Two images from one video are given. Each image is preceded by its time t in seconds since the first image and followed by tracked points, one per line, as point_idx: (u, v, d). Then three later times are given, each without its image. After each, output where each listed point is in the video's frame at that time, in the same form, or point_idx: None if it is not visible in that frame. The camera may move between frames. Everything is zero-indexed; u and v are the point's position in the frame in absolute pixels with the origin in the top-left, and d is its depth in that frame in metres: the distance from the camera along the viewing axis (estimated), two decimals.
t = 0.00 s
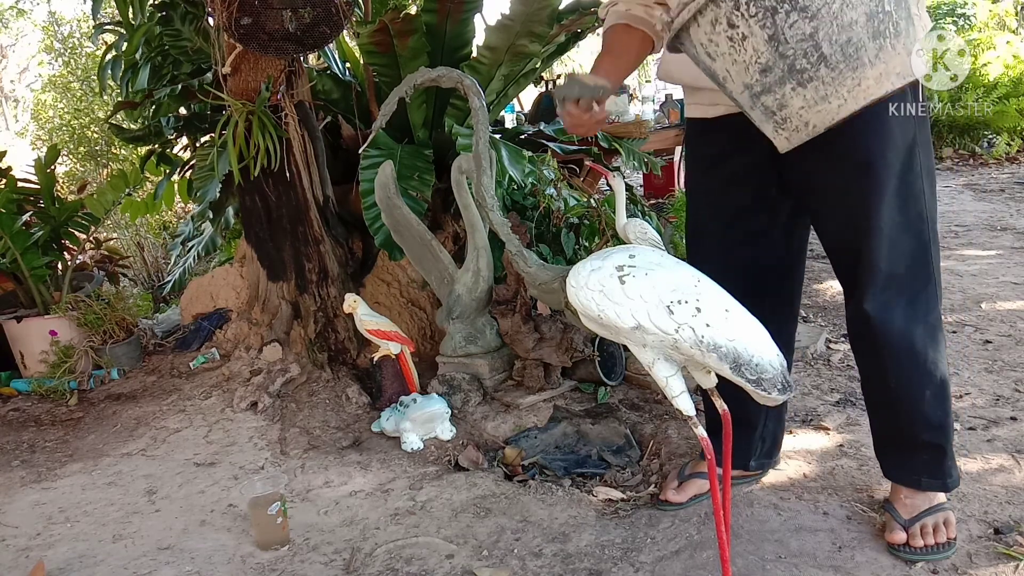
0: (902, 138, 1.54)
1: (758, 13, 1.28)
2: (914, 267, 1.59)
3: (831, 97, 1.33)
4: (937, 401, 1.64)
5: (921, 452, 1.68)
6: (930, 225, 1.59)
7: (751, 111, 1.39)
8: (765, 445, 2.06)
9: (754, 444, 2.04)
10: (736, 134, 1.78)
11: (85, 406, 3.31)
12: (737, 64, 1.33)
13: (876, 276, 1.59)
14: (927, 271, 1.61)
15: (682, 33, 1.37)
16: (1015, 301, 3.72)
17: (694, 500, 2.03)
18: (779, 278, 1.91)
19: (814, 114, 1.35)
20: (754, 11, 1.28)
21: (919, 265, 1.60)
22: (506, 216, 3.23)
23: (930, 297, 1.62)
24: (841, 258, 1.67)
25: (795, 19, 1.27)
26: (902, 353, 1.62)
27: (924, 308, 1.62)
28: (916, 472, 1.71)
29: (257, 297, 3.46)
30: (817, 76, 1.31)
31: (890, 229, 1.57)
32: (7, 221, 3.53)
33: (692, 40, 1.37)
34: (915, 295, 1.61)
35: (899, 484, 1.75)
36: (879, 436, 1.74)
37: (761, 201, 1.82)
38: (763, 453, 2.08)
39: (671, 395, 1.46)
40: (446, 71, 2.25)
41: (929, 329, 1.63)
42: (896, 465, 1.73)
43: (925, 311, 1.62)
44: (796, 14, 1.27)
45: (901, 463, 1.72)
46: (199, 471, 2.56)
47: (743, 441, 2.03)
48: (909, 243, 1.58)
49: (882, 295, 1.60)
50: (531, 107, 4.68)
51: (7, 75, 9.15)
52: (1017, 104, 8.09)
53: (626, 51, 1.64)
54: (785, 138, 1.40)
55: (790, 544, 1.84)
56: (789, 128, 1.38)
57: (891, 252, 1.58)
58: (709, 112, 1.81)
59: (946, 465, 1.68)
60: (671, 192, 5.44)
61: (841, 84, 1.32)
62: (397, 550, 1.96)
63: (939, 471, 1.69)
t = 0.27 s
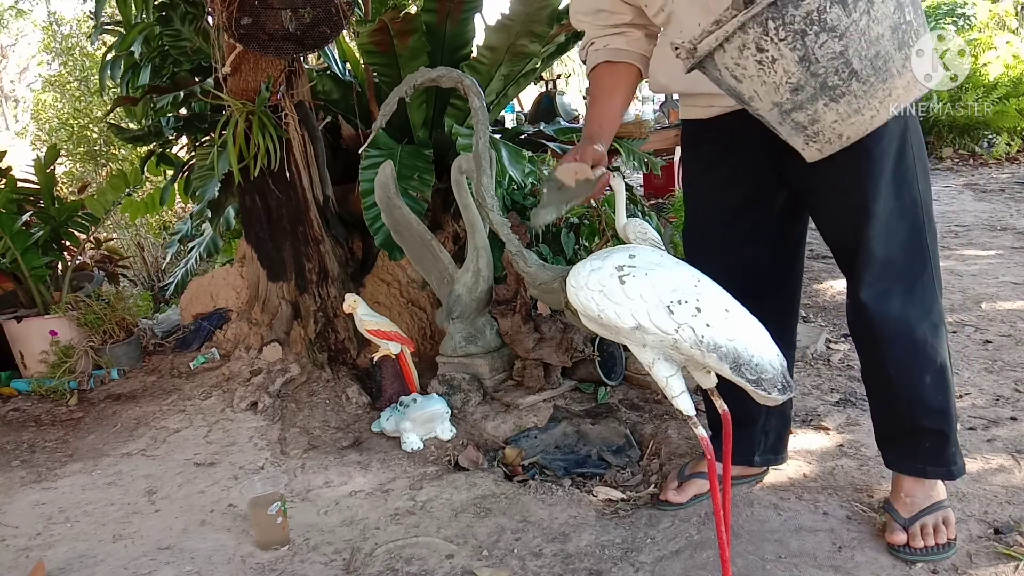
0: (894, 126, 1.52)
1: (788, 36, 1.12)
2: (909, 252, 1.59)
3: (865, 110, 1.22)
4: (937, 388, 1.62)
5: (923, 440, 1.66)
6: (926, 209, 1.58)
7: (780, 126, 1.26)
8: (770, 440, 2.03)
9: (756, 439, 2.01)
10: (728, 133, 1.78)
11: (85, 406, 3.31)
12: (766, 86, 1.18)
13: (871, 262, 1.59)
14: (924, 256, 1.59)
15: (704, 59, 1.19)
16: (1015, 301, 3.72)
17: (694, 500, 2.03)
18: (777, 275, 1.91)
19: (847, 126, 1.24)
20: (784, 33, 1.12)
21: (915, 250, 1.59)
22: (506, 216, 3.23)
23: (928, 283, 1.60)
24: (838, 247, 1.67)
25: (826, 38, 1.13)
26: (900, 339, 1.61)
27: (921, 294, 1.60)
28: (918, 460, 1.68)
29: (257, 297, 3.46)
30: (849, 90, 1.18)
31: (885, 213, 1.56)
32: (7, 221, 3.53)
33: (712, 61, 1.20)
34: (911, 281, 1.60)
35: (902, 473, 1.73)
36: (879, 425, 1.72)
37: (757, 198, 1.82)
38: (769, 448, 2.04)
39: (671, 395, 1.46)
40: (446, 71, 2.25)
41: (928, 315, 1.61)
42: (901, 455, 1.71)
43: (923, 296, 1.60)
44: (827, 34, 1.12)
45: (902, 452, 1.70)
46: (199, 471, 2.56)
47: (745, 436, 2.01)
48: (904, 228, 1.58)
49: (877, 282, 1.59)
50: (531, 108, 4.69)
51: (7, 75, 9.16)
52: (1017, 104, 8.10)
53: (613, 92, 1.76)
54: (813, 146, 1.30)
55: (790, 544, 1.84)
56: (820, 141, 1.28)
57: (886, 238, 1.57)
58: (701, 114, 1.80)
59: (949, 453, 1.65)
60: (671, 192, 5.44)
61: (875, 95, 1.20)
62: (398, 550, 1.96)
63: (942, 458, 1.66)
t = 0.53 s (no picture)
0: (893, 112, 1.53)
1: (823, 21, 1.14)
2: (910, 238, 1.58)
3: (900, 91, 1.23)
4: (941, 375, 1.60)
5: (928, 428, 1.63)
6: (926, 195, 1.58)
7: (812, 115, 1.27)
8: (772, 436, 2.03)
9: (757, 434, 2.02)
10: (724, 132, 1.78)
11: (85, 406, 3.31)
12: (799, 73, 1.19)
13: (870, 248, 1.58)
14: (925, 242, 1.58)
15: (733, 51, 1.19)
16: (1015, 301, 3.72)
17: (694, 500, 2.03)
18: (777, 273, 1.91)
19: (883, 108, 1.25)
20: (819, 19, 1.14)
21: (915, 236, 1.58)
22: (506, 216, 3.23)
23: (930, 269, 1.59)
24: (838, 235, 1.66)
25: (861, 22, 1.15)
26: (903, 325, 1.59)
27: (923, 279, 1.59)
28: (925, 449, 1.65)
29: (257, 297, 3.47)
30: (884, 73, 1.19)
31: (884, 198, 1.56)
32: (7, 221, 3.54)
33: (741, 55, 1.20)
34: (912, 266, 1.59)
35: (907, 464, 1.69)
36: (883, 416, 1.69)
37: (755, 194, 1.82)
38: (773, 445, 2.04)
39: (671, 395, 1.46)
40: (446, 71, 2.25)
41: (931, 301, 1.59)
42: (906, 446, 1.67)
43: (926, 282, 1.59)
44: (861, 17, 1.15)
45: (907, 441, 1.67)
46: (199, 471, 2.56)
47: (744, 431, 2.01)
48: (904, 214, 1.57)
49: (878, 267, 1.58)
50: (531, 108, 4.69)
51: (7, 75, 9.16)
52: (1017, 104, 8.10)
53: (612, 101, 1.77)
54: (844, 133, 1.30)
55: (790, 544, 1.84)
56: (853, 127, 1.28)
57: (886, 223, 1.57)
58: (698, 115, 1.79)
59: (955, 441, 1.62)
60: (671, 192, 5.44)
61: (909, 75, 1.21)
62: (398, 550, 1.96)
63: (949, 447, 1.62)
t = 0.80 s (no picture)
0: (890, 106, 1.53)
1: (833, 36, 1.12)
2: (909, 231, 1.58)
3: (914, 100, 1.20)
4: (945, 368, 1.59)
5: (934, 422, 1.61)
6: (925, 189, 1.58)
7: (824, 126, 1.25)
8: (774, 434, 2.02)
9: (759, 432, 2.01)
10: (722, 133, 1.79)
11: (85, 406, 3.31)
12: (811, 87, 1.18)
13: (870, 240, 1.59)
14: (925, 234, 1.59)
15: (744, 70, 1.18)
16: (1015, 301, 3.72)
17: (694, 501, 2.03)
18: (779, 273, 1.91)
19: (897, 117, 1.22)
20: (829, 34, 1.12)
21: (916, 230, 1.58)
22: (506, 216, 3.23)
23: (931, 261, 1.59)
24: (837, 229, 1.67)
25: (871, 35, 1.13)
26: (905, 317, 1.59)
27: (925, 272, 1.59)
28: (930, 444, 1.63)
29: (257, 297, 3.47)
30: (897, 83, 1.17)
31: (883, 191, 1.56)
32: (7, 221, 3.54)
33: (753, 72, 1.19)
34: (913, 259, 1.59)
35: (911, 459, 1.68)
36: (886, 411, 1.69)
37: (755, 193, 1.83)
38: (775, 442, 2.04)
39: (671, 395, 1.46)
40: (446, 71, 2.25)
41: (933, 294, 1.59)
42: (912, 441, 1.66)
43: (927, 274, 1.59)
44: (871, 30, 1.13)
45: (912, 436, 1.66)
46: (199, 471, 2.56)
47: (744, 428, 2.01)
48: (903, 207, 1.58)
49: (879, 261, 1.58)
50: (530, 108, 4.69)
51: (7, 75, 9.16)
52: (1017, 104, 8.09)
53: (618, 105, 1.74)
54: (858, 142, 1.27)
55: (790, 544, 1.84)
56: (869, 135, 1.26)
57: (885, 216, 1.57)
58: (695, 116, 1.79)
59: (960, 435, 1.61)
60: (671, 192, 5.44)
61: (922, 84, 1.19)
62: (398, 550, 1.96)
63: (954, 441, 1.61)
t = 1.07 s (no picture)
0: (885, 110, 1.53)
1: (827, 62, 1.13)
2: (903, 235, 1.58)
3: (908, 121, 1.20)
4: (942, 373, 1.59)
5: (931, 425, 1.62)
6: (918, 192, 1.58)
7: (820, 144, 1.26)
8: (773, 434, 2.03)
9: (758, 432, 2.01)
10: (716, 133, 1.80)
11: (85, 406, 3.31)
12: (806, 109, 1.19)
13: (864, 246, 1.59)
14: (918, 238, 1.59)
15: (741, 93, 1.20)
16: (1015, 301, 3.72)
17: (694, 501, 2.03)
18: (778, 276, 1.91)
19: (893, 138, 1.23)
20: (823, 60, 1.13)
21: (910, 234, 1.58)
22: (507, 216, 3.23)
23: (925, 265, 1.59)
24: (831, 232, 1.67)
25: (864, 60, 1.14)
26: (901, 323, 1.59)
27: (919, 277, 1.59)
28: (928, 447, 1.64)
29: (257, 297, 3.47)
30: (891, 105, 1.18)
31: (876, 196, 1.56)
32: (7, 221, 3.54)
33: (750, 94, 1.20)
34: (908, 263, 1.59)
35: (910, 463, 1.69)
36: (883, 415, 1.69)
37: (752, 194, 1.83)
38: (773, 443, 2.04)
39: (671, 395, 1.46)
40: (446, 71, 2.24)
41: (928, 299, 1.59)
42: (910, 445, 1.67)
43: (922, 279, 1.59)
44: (865, 55, 1.14)
45: (911, 440, 1.66)
46: (199, 471, 2.56)
47: (744, 429, 2.02)
48: (897, 211, 1.58)
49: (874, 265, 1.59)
50: (531, 108, 4.69)
51: (7, 75, 9.16)
52: (1017, 104, 8.09)
53: (620, 95, 1.73)
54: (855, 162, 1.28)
55: (790, 544, 1.84)
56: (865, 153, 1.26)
57: (878, 220, 1.57)
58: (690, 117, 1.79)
59: (957, 439, 1.62)
60: (671, 192, 5.44)
61: (917, 106, 1.19)
62: (398, 550, 1.96)
63: (951, 444, 1.62)
